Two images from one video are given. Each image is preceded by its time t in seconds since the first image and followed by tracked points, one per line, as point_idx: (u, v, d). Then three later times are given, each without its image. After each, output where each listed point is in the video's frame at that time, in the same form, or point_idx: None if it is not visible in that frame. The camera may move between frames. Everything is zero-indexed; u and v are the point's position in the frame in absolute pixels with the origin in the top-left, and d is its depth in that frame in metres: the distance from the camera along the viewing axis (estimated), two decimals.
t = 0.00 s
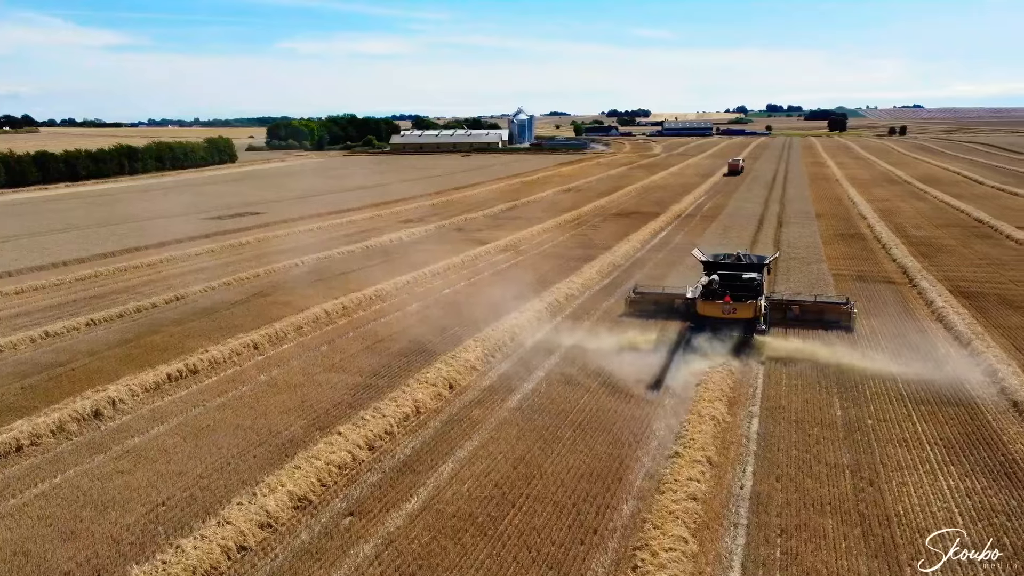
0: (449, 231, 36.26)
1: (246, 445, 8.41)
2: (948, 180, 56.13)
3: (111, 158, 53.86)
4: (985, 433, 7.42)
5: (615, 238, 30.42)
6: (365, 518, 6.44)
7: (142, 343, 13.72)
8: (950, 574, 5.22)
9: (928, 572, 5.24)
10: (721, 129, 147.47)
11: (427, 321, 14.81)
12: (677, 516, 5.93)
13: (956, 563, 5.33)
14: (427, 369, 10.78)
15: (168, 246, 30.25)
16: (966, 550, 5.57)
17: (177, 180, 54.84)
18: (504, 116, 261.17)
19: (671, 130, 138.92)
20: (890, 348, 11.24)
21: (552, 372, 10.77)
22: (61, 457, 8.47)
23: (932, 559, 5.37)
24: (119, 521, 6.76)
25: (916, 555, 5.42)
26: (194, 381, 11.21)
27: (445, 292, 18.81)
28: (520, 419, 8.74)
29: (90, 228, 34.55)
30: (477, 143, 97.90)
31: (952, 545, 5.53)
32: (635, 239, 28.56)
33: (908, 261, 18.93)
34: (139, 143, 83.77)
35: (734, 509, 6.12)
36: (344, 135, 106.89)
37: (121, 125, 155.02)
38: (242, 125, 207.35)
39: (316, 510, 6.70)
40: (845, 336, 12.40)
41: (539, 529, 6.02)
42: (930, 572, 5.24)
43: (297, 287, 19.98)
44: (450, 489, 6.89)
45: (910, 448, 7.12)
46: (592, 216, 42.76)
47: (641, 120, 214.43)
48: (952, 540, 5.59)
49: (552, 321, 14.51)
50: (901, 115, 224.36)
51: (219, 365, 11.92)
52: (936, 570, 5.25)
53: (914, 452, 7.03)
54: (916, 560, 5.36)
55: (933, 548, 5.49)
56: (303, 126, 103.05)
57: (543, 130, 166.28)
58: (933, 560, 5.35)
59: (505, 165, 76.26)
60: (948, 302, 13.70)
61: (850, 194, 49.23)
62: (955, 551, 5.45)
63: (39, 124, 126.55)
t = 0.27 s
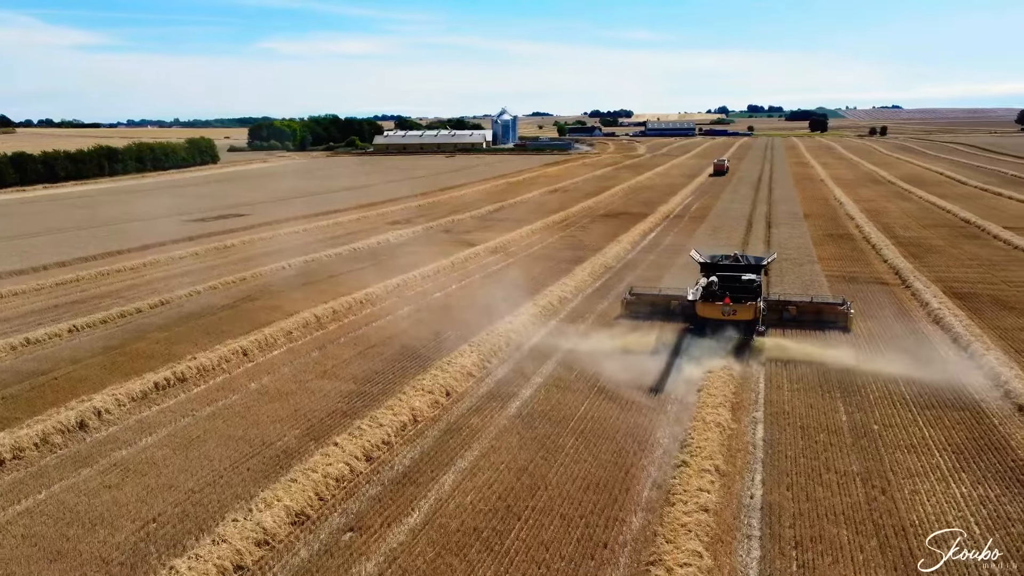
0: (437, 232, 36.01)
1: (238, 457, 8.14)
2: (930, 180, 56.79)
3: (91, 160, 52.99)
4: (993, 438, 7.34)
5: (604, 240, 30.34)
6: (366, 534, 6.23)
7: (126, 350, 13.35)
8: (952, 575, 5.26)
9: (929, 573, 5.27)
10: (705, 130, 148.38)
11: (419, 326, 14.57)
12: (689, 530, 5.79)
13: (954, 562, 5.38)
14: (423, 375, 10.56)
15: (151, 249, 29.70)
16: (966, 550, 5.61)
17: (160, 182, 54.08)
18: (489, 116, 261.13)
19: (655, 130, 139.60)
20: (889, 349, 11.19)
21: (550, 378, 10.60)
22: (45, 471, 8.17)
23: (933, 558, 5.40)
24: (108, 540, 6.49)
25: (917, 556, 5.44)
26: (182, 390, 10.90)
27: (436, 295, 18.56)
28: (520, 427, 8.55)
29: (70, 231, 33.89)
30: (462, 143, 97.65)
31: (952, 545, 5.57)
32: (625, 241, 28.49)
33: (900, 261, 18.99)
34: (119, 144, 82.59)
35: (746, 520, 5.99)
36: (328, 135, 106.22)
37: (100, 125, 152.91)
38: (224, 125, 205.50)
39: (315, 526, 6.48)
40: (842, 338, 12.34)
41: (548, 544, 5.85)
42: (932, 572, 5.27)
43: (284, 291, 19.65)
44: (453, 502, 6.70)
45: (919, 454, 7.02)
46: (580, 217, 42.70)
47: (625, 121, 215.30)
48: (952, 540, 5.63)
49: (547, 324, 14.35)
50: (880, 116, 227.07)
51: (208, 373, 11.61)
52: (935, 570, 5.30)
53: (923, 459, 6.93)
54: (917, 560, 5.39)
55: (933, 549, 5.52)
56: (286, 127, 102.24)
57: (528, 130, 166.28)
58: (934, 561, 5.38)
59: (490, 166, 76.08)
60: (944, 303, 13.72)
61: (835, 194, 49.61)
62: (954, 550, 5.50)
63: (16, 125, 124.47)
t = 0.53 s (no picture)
0: (425, 234, 35.74)
1: (230, 470, 7.88)
2: (912, 180, 57.42)
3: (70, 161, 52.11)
4: (1002, 443, 7.26)
5: (593, 241, 30.23)
6: (368, 551, 6.03)
7: (111, 358, 13.00)
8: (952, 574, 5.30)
9: (928, 573, 5.32)
10: (689, 130, 149.17)
11: (412, 330, 14.34)
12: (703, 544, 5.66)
13: (954, 563, 5.41)
14: (419, 382, 10.35)
15: (133, 253, 29.17)
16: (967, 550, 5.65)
17: (142, 183, 53.30)
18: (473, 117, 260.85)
19: (639, 130, 140.21)
20: (889, 351, 11.14)
21: (549, 384, 10.42)
22: (29, 486, 7.87)
23: (933, 559, 5.44)
24: (96, 561, 6.24)
25: (916, 556, 5.49)
26: (170, 399, 10.59)
27: (427, 298, 18.33)
28: (521, 435, 8.36)
29: (50, 234, 33.23)
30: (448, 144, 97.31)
31: (951, 545, 5.61)
32: (615, 242, 28.40)
33: (891, 262, 19.04)
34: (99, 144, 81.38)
35: (760, 532, 5.86)
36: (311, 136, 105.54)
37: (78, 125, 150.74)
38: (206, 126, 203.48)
39: (314, 543, 6.27)
40: (840, 339, 12.28)
41: (557, 560, 5.69)
42: (931, 572, 5.32)
43: (271, 295, 19.32)
44: (456, 515, 6.51)
45: (928, 460, 6.93)
46: (569, 218, 42.64)
47: (609, 121, 215.98)
48: (952, 540, 5.67)
49: (543, 328, 14.17)
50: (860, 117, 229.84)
51: (196, 381, 11.31)
52: (935, 570, 5.34)
53: (933, 465, 6.84)
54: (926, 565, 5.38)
55: (933, 550, 5.56)
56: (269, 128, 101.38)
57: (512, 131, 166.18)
58: (933, 561, 5.42)
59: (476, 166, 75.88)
60: (939, 304, 13.75)
61: (819, 194, 49.95)
62: (953, 550, 5.54)
63: None
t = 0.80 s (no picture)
0: (413, 235, 35.44)
1: (223, 484, 7.61)
2: (895, 180, 57.98)
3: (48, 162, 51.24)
4: (1012, 449, 7.18)
5: (583, 242, 30.11)
6: (371, 570, 5.83)
7: (95, 366, 12.64)
8: (953, 574, 5.34)
9: (930, 573, 5.35)
10: (673, 130, 149.80)
11: (406, 335, 14.10)
12: (719, 559, 5.53)
13: (954, 562, 5.45)
14: (415, 390, 10.13)
15: (116, 256, 28.63)
16: (967, 550, 5.68)
17: (123, 184, 52.53)
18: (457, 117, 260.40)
19: (623, 131, 140.63)
20: (889, 354, 11.08)
21: (548, 390, 10.24)
22: (12, 503, 7.56)
23: (933, 558, 5.48)
24: None
25: (923, 561, 5.48)
26: (158, 409, 10.28)
27: (419, 301, 18.09)
28: (523, 444, 8.16)
29: (30, 237, 32.57)
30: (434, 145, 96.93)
31: (952, 545, 5.65)
32: (606, 243, 28.32)
33: (883, 263, 19.08)
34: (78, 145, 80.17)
35: (775, 545, 5.73)
36: (293, 137, 104.84)
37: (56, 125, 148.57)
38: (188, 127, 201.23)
39: (314, 561, 6.05)
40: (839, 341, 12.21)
41: None
42: (932, 571, 5.35)
43: (259, 299, 18.99)
44: (461, 529, 6.31)
45: (938, 467, 6.83)
46: (557, 219, 42.55)
47: (593, 121, 216.52)
48: (952, 540, 5.71)
49: (539, 332, 14.00)
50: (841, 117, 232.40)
51: (184, 390, 10.99)
52: (935, 571, 5.37)
53: (944, 472, 6.74)
54: None
55: (933, 549, 5.60)
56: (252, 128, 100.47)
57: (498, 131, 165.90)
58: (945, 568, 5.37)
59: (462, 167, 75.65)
60: (935, 305, 13.77)
61: (805, 194, 50.25)
62: (954, 550, 5.57)
63: None
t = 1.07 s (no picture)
0: (401, 237, 35.13)
1: (215, 499, 7.35)
2: (878, 180, 58.51)
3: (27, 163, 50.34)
4: None
5: (573, 243, 29.98)
6: None
7: (78, 374, 12.27)
8: None
9: None
10: (656, 130, 150.43)
11: (400, 339, 13.86)
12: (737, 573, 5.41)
13: (955, 562, 5.48)
14: (412, 398, 9.89)
15: (98, 259, 28.09)
16: (966, 549, 5.72)
17: (104, 186, 51.69)
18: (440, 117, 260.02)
19: (606, 131, 141.07)
20: (889, 356, 11.01)
21: (547, 396, 10.04)
22: None
23: (932, 559, 5.51)
24: None
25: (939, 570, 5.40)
26: (145, 419, 9.96)
27: (411, 305, 17.84)
28: (526, 454, 7.97)
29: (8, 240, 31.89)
30: (420, 146, 96.53)
31: (952, 545, 5.68)
32: (596, 244, 28.23)
33: (875, 263, 19.12)
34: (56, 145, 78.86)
35: (791, 558, 5.60)
36: (276, 138, 104.08)
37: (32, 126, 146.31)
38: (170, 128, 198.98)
39: None
40: (838, 342, 12.15)
41: None
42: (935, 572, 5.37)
43: (247, 302, 18.64)
44: (467, 545, 6.13)
45: (950, 475, 6.72)
46: (545, 220, 42.46)
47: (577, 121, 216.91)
48: (952, 540, 5.74)
49: (535, 336, 13.82)
50: (822, 116, 234.40)
51: (172, 399, 10.66)
52: (934, 570, 5.40)
53: (956, 480, 6.63)
54: None
55: (934, 550, 5.62)
56: (233, 129, 99.53)
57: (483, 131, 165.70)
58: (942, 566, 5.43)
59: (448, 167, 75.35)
60: (931, 306, 13.77)
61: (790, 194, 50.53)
62: (954, 550, 5.59)
63: None
